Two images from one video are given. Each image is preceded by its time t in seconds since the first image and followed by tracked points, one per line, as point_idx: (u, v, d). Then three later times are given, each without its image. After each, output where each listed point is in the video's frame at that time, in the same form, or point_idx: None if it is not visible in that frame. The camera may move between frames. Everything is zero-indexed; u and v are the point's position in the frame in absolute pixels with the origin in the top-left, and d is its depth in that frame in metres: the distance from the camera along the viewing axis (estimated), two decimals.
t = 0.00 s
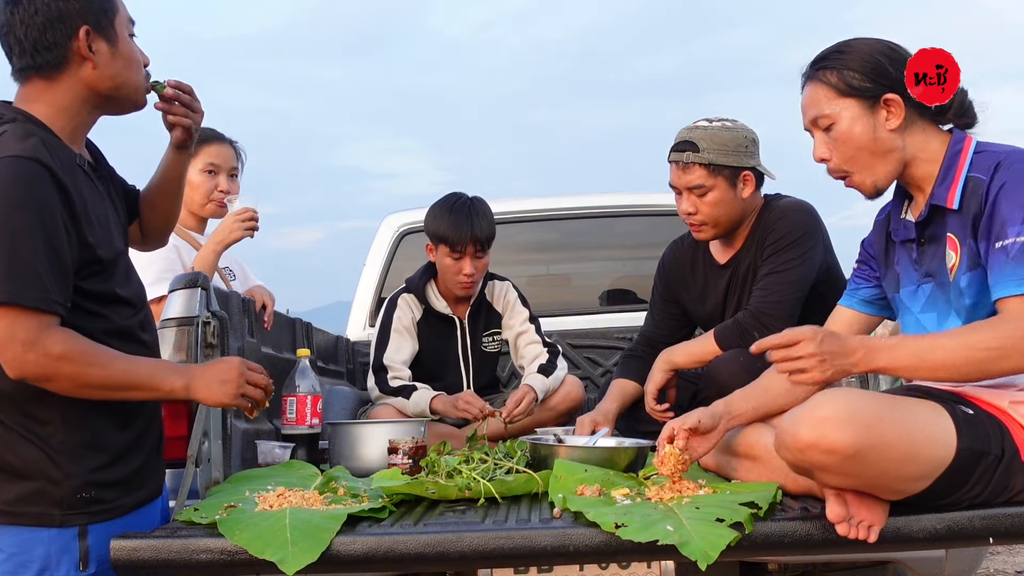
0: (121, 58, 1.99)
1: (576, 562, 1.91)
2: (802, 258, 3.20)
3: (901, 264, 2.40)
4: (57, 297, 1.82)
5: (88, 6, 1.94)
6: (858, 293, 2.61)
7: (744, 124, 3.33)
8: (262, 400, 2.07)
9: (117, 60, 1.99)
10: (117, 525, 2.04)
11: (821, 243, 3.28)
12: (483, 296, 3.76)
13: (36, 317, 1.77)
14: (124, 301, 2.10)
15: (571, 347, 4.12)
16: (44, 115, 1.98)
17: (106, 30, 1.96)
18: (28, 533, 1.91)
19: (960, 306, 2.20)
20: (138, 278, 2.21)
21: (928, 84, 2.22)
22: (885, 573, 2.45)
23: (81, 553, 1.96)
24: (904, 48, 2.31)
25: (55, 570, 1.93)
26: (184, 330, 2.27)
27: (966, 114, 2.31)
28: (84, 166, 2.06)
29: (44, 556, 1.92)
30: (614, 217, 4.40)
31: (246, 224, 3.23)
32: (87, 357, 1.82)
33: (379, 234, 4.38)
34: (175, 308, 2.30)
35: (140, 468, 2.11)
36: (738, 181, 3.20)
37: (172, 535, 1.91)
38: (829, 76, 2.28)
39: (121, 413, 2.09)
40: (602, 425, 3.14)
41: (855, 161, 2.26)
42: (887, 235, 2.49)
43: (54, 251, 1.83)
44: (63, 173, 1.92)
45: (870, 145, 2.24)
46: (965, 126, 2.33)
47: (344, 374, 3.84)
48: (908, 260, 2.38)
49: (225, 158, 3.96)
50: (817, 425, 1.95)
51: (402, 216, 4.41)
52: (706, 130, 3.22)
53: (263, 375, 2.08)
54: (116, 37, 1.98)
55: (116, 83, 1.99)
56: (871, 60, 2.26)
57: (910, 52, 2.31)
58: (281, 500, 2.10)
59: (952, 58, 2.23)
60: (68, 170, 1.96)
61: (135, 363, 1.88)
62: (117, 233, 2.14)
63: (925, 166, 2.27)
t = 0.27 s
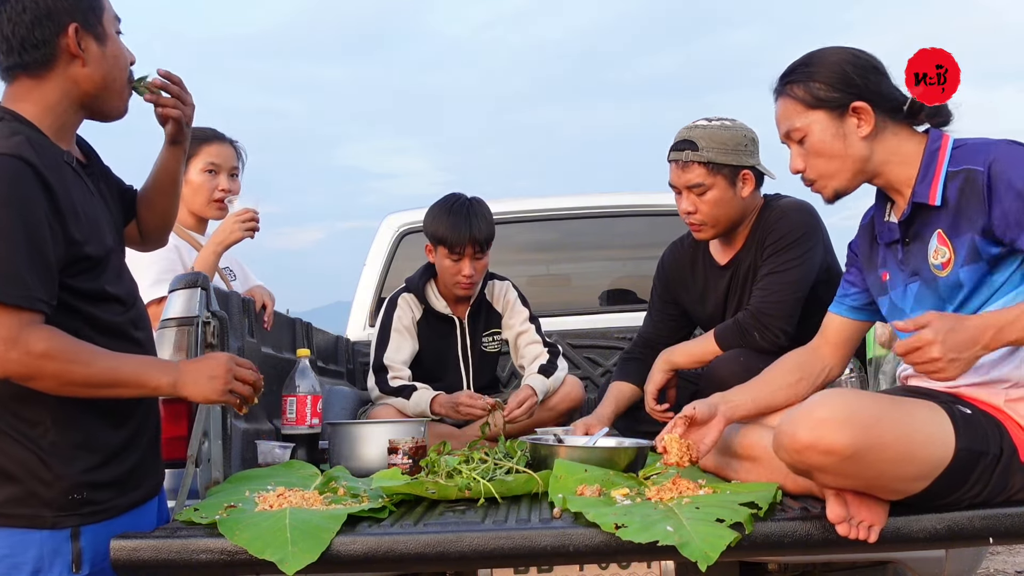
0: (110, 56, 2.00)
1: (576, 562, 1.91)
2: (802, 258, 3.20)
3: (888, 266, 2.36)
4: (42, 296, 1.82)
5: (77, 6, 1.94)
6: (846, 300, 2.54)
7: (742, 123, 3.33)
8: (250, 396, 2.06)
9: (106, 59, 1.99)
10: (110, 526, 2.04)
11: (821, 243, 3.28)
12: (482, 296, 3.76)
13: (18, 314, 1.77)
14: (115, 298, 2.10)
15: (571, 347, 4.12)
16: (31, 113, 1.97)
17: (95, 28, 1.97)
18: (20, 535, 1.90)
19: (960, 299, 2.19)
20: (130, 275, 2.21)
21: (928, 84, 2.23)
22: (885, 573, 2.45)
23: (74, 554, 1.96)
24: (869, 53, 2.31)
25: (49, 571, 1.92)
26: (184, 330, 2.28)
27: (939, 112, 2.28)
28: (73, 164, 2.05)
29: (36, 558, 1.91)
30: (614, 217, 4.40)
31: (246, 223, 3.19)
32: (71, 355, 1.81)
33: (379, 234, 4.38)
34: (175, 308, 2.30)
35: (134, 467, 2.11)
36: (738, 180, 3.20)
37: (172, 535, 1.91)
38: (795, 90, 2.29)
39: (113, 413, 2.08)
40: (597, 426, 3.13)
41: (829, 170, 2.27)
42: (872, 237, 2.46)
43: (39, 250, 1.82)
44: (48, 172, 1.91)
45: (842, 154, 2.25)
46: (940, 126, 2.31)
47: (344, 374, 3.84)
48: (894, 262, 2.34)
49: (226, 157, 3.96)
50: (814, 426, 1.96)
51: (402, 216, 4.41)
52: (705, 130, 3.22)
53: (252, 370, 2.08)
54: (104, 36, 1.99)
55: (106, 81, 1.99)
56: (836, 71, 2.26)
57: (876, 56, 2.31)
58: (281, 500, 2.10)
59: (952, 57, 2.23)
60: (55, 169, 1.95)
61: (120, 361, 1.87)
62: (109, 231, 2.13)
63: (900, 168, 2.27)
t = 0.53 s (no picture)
0: (101, 53, 2.00)
1: (575, 562, 1.91)
2: (802, 258, 3.20)
3: (881, 268, 2.37)
4: (29, 294, 1.82)
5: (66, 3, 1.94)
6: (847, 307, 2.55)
7: (741, 122, 3.33)
8: (239, 394, 2.06)
9: (95, 55, 1.99)
10: (108, 526, 2.04)
11: (822, 243, 3.28)
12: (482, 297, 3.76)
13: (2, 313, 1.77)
14: (108, 296, 2.10)
15: (571, 347, 4.12)
16: (21, 112, 1.97)
17: (84, 25, 1.97)
18: (17, 536, 1.90)
19: (953, 296, 2.18)
20: (125, 272, 2.21)
21: (928, 84, 2.25)
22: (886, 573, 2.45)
23: (72, 555, 1.96)
24: (846, 63, 2.31)
25: (46, 572, 1.93)
26: (184, 330, 2.28)
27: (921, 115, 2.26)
28: (64, 162, 2.05)
29: (34, 558, 1.91)
30: (614, 217, 4.40)
31: (246, 220, 3.30)
32: (54, 353, 1.80)
33: (379, 234, 4.38)
34: (175, 309, 2.30)
35: (132, 467, 2.11)
36: (737, 180, 3.20)
37: (171, 535, 1.91)
38: (770, 110, 2.33)
39: (109, 412, 2.08)
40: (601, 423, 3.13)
41: (812, 182, 2.32)
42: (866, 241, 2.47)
43: (25, 248, 1.82)
44: (36, 171, 1.91)
45: (820, 168, 2.28)
46: (925, 125, 2.28)
47: (344, 374, 3.84)
48: (887, 264, 2.35)
49: (226, 157, 3.95)
50: (816, 424, 1.96)
51: (402, 216, 4.41)
52: (704, 129, 3.21)
53: (241, 366, 2.09)
54: (94, 32, 1.99)
55: (97, 78, 1.99)
56: (809, 88, 2.29)
57: (853, 65, 2.31)
58: (281, 500, 2.10)
59: (951, 57, 2.24)
60: (43, 168, 1.94)
61: (107, 360, 1.87)
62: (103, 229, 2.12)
63: (883, 171, 2.28)
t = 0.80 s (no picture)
0: (94, 52, 2.00)
1: (575, 562, 1.91)
2: (803, 259, 3.19)
3: (886, 271, 2.37)
4: (24, 293, 1.82)
5: (58, 3, 1.94)
6: (858, 305, 2.55)
7: (738, 120, 3.32)
8: (234, 392, 2.07)
9: (89, 54, 2.00)
10: (109, 526, 2.04)
11: (822, 243, 3.28)
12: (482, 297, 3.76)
13: None
14: (107, 295, 2.10)
15: (571, 347, 4.12)
16: (16, 112, 1.97)
17: (77, 24, 1.97)
18: (18, 536, 1.90)
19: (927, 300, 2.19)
20: (124, 271, 2.21)
21: (928, 84, 2.27)
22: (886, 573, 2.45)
23: (73, 555, 1.96)
24: (844, 67, 2.32)
25: (48, 572, 1.93)
26: (184, 330, 2.28)
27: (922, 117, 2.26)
28: (60, 161, 2.05)
29: (35, 559, 1.91)
30: (614, 216, 4.40)
31: (240, 207, 3.31)
32: (49, 353, 1.80)
33: (379, 234, 4.38)
34: (176, 309, 2.30)
35: (132, 466, 2.11)
36: (732, 176, 3.20)
37: (172, 535, 1.91)
38: (772, 114, 2.34)
39: (109, 412, 2.08)
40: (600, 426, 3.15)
41: (814, 185, 2.31)
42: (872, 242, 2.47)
43: (19, 247, 1.82)
44: (30, 170, 1.91)
45: (821, 169, 2.28)
46: (925, 125, 2.28)
47: (344, 374, 3.84)
48: (891, 266, 2.35)
49: (225, 157, 3.95)
50: (812, 425, 1.96)
51: (402, 216, 4.41)
52: (699, 126, 3.22)
53: (237, 364, 2.09)
54: (87, 32, 1.99)
55: (91, 77, 2.00)
56: (809, 91, 2.30)
57: (853, 68, 2.31)
58: (281, 500, 2.10)
59: (952, 57, 2.26)
60: (36, 167, 1.94)
61: (99, 359, 1.87)
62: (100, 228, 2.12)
63: (883, 174, 2.27)
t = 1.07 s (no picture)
0: (90, 50, 2.00)
1: (575, 562, 1.91)
2: (802, 258, 3.20)
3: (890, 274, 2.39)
4: (23, 293, 1.82)
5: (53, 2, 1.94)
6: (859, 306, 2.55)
7: (731, 119, 3.32)
8: (234, 390, 2.08)
9: (86, 54, 2.00)
10: (110, 526, 2.04)
11: (820, 242, 3.29)
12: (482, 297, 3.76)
13: None
14: (106, 295, 2.10)
15: (571, 347, 4.12)
16: (15, 113, 1.97)
17: (73, 24, 1.97)
18: (20, 536, 1.90)
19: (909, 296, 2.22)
20: (124, 271, 2.21)
21: (928, 84, 2.27)
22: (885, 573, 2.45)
23: (75, 555, 1.96)
24: (844, 74, 2.32)
25: (49, 571, 1.93)
26: (184, 330, 2.28)
27: (915, 118, 2.25)
28: (59, 160, 2.05)
29: (37, 559, 1.91)
30: (614, 217, 4.40)
31: (237, 198, 3.37)
32: (50, 353, 1.80)
33: (379, 234, 4.38)
34: (176, 309, 2.30)
35: (133, 466, 2.11)
36: (726, 172, 3.19)
37: (171, 535, 1.91)
38: (772, 119, 2.36)
39: (110, 412, 2.08)
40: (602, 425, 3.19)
41: (813, 189, 2.32)
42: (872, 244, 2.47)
43: (18, 246, 1.82)
44: (28, 171, 1.90)
45: (819, 173, 2.29)
46: (924, 126, 2.28)
47: (344, 374, 3.84)
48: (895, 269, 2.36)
49: (224, 156, 3.96)
50: (814, 421, 1.96)
51: (402, 216, 4.41)
52: (693, 124, 3.24)
53: (236, 360, 2.09)
54: (83, 31, 1.99)
55: (90, 76, 2.00)
56: (808, 96, 2.31)
57: (852, 73, 2.32)
58: (281, 500, 2.10)
59: (951, 56, 2.24)
60: (34, 167, 1.94)
61: (100, 357, 1.87)
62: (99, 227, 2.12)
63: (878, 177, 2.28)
